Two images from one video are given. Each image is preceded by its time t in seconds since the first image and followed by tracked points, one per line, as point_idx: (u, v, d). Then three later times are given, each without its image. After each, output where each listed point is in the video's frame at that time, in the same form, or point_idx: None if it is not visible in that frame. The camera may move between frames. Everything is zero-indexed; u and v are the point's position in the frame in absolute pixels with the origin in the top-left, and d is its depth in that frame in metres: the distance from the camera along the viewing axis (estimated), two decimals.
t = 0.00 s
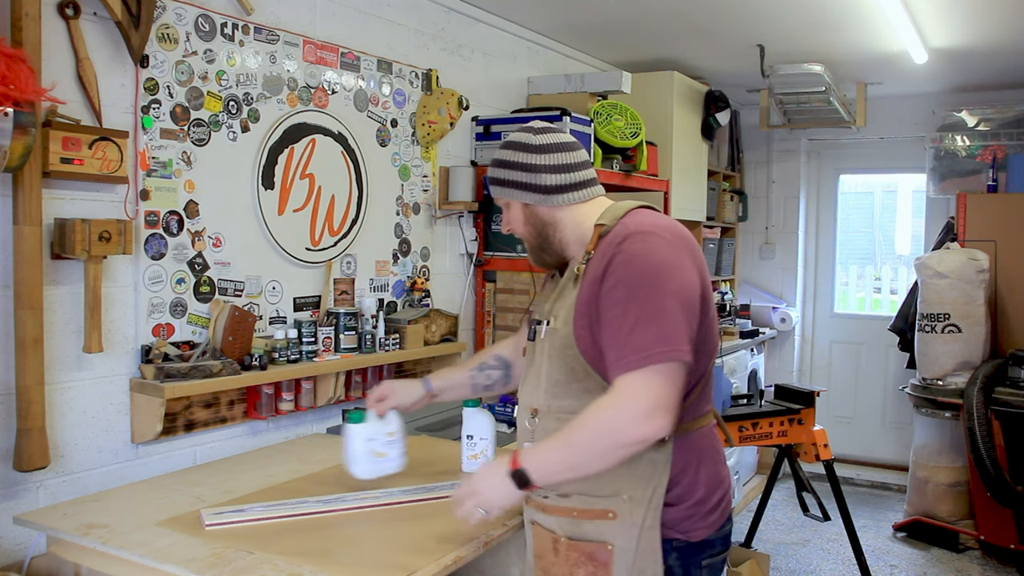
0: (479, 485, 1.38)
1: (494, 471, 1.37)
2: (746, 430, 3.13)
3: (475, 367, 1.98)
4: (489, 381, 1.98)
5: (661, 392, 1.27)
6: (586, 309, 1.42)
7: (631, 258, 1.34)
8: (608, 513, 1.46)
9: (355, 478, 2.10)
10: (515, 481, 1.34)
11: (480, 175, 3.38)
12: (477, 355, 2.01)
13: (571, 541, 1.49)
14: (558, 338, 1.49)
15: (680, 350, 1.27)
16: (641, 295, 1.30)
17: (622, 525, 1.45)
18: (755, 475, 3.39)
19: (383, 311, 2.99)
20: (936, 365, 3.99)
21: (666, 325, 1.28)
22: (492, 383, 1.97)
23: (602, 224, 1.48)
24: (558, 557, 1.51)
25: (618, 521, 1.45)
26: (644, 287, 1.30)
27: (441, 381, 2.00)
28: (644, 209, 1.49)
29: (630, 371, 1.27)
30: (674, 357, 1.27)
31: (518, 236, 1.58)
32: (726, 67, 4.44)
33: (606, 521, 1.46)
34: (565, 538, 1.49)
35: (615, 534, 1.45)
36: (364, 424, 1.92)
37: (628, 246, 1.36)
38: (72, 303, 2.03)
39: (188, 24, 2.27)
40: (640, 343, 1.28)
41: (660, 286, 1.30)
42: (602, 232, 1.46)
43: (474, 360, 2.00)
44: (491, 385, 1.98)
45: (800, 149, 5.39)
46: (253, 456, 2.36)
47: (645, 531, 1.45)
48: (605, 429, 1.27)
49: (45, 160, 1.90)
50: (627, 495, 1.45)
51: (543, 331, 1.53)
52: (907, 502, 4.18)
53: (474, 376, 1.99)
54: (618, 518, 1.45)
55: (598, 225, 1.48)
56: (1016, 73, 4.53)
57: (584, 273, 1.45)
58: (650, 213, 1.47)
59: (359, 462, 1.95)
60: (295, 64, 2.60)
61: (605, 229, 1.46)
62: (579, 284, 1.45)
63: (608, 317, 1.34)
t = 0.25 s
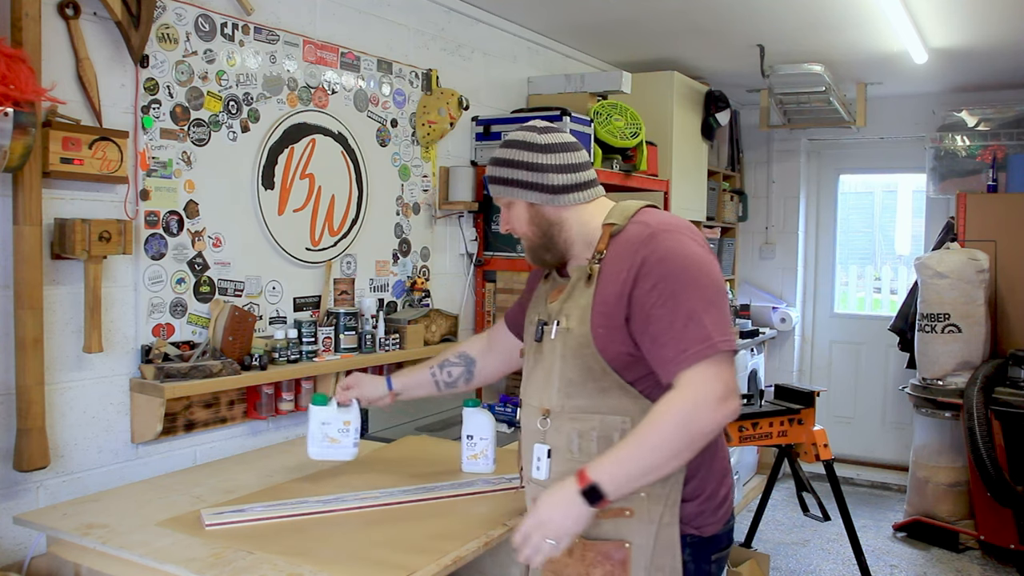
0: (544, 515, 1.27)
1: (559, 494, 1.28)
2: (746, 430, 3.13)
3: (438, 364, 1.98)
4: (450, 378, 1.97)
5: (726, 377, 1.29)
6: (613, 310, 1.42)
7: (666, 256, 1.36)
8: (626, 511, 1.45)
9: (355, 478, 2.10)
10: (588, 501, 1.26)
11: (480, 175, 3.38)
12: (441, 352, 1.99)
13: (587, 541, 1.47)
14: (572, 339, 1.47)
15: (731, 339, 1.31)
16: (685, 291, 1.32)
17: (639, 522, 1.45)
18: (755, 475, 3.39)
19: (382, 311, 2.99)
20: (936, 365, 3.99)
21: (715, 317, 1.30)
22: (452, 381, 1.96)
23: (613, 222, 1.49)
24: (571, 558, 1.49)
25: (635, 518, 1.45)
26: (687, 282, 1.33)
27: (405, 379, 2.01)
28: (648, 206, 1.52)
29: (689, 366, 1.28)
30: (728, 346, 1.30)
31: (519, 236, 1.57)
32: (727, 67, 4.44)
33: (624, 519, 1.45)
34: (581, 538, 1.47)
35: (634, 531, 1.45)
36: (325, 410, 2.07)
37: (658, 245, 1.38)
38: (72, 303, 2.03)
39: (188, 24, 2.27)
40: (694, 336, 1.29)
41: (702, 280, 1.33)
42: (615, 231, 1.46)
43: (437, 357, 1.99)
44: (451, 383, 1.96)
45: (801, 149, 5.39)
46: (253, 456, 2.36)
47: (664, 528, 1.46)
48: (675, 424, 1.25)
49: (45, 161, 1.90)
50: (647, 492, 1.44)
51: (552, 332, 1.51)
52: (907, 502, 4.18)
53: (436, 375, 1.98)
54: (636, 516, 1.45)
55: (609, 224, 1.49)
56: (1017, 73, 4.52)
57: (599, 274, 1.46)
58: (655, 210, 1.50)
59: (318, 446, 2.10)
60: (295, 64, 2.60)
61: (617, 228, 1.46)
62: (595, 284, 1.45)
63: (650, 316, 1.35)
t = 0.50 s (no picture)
0: (573, 520, 1.31)
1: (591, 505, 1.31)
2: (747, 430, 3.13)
3: (431, 381, 2.00)
4: (443, 391, 2.00)
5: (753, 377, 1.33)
6: (633, 310, 1.43)
7: (692, 257, 1.38)
8: (639, 512, 1.44)
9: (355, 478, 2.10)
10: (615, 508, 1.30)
11: (481, 175, 3.39)
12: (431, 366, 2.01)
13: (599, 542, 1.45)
14: (588, 338, 1.47)
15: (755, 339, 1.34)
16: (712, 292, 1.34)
17: (653, 523, 1.44)
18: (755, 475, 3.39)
19: (382, 311, 2.99)
20: (936, 365, 3.99)
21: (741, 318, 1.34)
22: (450, 393, 1.98)
23: (628, 224, 1.50)
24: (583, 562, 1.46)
25: (648, 519, 1.44)
26: (714, 283, 1.35)
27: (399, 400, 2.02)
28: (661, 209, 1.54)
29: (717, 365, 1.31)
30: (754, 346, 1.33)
31: (533, 235, 1.54)
32: (727, 67, 4.44)
33: (637, 520, 1.44)
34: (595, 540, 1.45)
35: (647, 532, 1.44)
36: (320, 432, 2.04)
37: (682, 245, 1.40)
38: (72, 303, 2.03)
39: (188, 24, 2.27)
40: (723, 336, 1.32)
41: (727, 282, 1.36)
42: (632, 232, 1.48)
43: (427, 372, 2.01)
44: (446, 396, 1.99)
45: (801, 149, 5.39)
46: (253, 456, 2.36)
47: (678, 530, 1.45)
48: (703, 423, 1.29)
49: (45, 160, 1.90)
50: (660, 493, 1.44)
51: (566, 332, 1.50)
52: (907, 502, 4.18)
53: (429, 389, 2.00)
54: (649, 517, 1.44)
55: (625, 225, 1.50)
56: (1017, 73, 4.52)
57: (617, 273, 1.46)
58: (668, 212, 1.52)
59: (316, 471, 2.05)
60: (295, 64, 2.60)
61: (636, 228, 1.48)
62: (613, 283, 1.45)
63: (675, 317, 1.36)
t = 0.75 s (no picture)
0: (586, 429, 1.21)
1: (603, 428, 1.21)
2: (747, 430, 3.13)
3: (458, 357, 1.86)
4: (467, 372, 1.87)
5: (778, 387, 1.27)
6: (659, 311, 1.40)
7: (724, 262, 1.34)
8: (646, 515, 1.42)
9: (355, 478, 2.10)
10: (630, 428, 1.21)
11: (481, 175, 3.38)
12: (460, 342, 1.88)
13: (604, 543, 1.45)
14: (608, 337, 1.44)
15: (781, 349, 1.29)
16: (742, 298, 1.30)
17: (660, 527, 1.42)
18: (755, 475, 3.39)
19: (382, 311, 2.99)
20: (936, 365, 3.99)
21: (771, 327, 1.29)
22: (476, 372, 1.85)
23: (655, 223, 1.48)
24: (585, 559, 1.47)
25: (656, 523, 1.42)
26: (744, 290, 1.31)
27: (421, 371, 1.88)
28: (689, 212, 1.51)
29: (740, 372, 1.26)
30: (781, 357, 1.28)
31: (596, 216, 1.46)
32: (727, 67, 4.44)
33: (644, 523, 1.43)
34: (598, 541, 1.46)
35: (652, 535, 1.43)
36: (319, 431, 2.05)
37: (715, 250, 1.36)
38: (72, 303, 2.03)
39: (188, 24, 2.27)
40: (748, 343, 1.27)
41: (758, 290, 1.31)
42: (659, 233, 1.45)
43: (459, 347, 1.88)
44: (470, 377, 1.86)
45: (801, 149, 5.39)
46: (253, 456, 2.36)
47: (685, 533, 1.43)
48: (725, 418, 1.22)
49: (45, 160, 1.90)
50: (668, 498, 1.42)
51: (584, 329, 1.49)
52: (907, 502, 4.18)
53: (452, 369, 1.86)
54: (656, 521, 1.42)
55: (653, 226, 1.47)
56: (1017, 73, 4.52)
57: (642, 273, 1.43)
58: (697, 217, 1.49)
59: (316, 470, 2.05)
60: (295, 64, 2.60)
61: (663, 229, 1.45)
62: (638, 282, 1.43)
63: (702, 321, 1.33)
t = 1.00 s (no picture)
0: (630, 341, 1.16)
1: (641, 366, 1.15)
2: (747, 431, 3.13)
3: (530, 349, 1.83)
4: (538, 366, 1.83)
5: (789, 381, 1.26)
6: (662, 312, 1.39)
7: (730, 261, 1.34)
8: (643, 518, 1.41)
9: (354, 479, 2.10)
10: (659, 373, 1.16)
11: (481, 175, 3.38)
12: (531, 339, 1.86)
13: (602, 546, 1.45)
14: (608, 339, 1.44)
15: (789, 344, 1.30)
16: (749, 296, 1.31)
17: (657, 530, 1.41)
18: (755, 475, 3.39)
19: (382, 311, 2.99)
20: (936, 365, 3.99)
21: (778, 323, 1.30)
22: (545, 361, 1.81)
23: (658, 223, 1.46)
24: (581, 560, 1.47)
25: (653, 526, 1.41)
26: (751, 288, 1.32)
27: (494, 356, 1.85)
28: (692, 211, 1.50)
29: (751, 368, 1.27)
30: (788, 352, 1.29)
31: (602, 216, 1.46)
32: (727, 67, 4.44)
33: (641, 527, 1.42)
34: (593, 542, 1.46)
35: (649, 539, 1.42)
36: (320, 431, 2.04)
37: (719, 250, 1.36)
38: (72, 303, 2.03)
39: (188, 24, 2.27)
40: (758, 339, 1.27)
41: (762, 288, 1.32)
42: (662, 233, 1.44)
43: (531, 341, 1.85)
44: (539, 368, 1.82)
45: (800, 149, 5.39)
46: (253, 456, 2.36)
47: (683, 536, 1.42)
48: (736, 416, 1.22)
49: (45, 160, 1.90)
50: (665, 501, 1.41)
51: (585, 330, 1.49)
52: (907, 502, 4.18)
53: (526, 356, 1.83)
54: (654, 524, 1.41)
55: (656, 225, 1.46)
56: (1017, 73, 4.52)
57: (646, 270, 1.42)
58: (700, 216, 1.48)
59: (316, 470, 2.05)
60: (295, 64, 2.60)
61: (666, 229, 1.44)
62: (641, 284, 1.41)
63: (710, 321, 1.33)
